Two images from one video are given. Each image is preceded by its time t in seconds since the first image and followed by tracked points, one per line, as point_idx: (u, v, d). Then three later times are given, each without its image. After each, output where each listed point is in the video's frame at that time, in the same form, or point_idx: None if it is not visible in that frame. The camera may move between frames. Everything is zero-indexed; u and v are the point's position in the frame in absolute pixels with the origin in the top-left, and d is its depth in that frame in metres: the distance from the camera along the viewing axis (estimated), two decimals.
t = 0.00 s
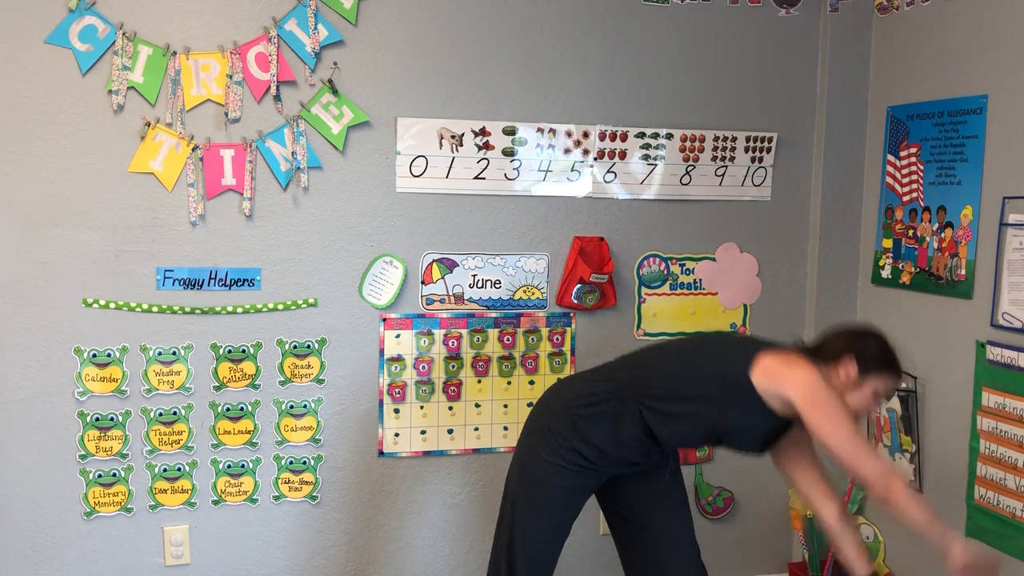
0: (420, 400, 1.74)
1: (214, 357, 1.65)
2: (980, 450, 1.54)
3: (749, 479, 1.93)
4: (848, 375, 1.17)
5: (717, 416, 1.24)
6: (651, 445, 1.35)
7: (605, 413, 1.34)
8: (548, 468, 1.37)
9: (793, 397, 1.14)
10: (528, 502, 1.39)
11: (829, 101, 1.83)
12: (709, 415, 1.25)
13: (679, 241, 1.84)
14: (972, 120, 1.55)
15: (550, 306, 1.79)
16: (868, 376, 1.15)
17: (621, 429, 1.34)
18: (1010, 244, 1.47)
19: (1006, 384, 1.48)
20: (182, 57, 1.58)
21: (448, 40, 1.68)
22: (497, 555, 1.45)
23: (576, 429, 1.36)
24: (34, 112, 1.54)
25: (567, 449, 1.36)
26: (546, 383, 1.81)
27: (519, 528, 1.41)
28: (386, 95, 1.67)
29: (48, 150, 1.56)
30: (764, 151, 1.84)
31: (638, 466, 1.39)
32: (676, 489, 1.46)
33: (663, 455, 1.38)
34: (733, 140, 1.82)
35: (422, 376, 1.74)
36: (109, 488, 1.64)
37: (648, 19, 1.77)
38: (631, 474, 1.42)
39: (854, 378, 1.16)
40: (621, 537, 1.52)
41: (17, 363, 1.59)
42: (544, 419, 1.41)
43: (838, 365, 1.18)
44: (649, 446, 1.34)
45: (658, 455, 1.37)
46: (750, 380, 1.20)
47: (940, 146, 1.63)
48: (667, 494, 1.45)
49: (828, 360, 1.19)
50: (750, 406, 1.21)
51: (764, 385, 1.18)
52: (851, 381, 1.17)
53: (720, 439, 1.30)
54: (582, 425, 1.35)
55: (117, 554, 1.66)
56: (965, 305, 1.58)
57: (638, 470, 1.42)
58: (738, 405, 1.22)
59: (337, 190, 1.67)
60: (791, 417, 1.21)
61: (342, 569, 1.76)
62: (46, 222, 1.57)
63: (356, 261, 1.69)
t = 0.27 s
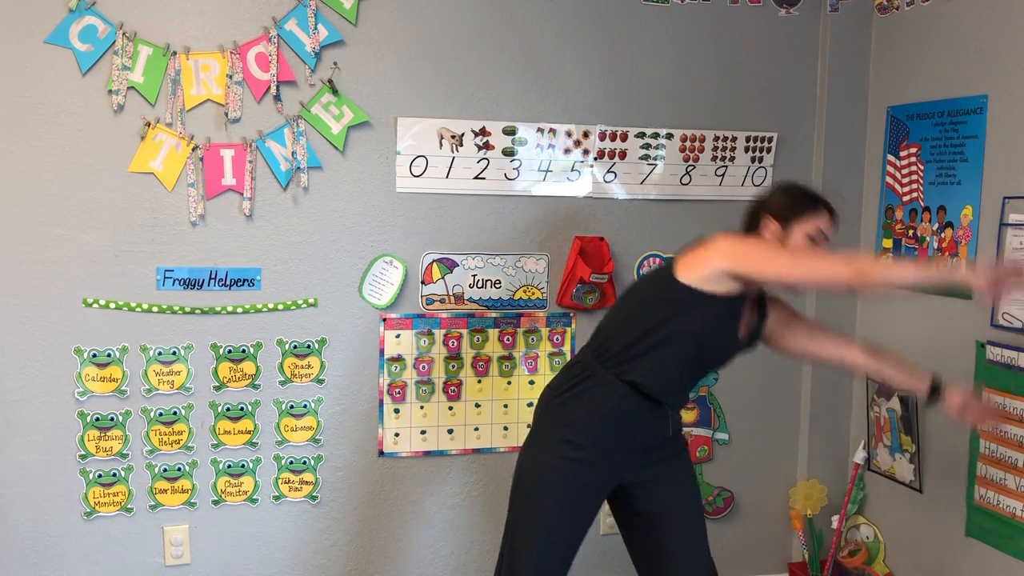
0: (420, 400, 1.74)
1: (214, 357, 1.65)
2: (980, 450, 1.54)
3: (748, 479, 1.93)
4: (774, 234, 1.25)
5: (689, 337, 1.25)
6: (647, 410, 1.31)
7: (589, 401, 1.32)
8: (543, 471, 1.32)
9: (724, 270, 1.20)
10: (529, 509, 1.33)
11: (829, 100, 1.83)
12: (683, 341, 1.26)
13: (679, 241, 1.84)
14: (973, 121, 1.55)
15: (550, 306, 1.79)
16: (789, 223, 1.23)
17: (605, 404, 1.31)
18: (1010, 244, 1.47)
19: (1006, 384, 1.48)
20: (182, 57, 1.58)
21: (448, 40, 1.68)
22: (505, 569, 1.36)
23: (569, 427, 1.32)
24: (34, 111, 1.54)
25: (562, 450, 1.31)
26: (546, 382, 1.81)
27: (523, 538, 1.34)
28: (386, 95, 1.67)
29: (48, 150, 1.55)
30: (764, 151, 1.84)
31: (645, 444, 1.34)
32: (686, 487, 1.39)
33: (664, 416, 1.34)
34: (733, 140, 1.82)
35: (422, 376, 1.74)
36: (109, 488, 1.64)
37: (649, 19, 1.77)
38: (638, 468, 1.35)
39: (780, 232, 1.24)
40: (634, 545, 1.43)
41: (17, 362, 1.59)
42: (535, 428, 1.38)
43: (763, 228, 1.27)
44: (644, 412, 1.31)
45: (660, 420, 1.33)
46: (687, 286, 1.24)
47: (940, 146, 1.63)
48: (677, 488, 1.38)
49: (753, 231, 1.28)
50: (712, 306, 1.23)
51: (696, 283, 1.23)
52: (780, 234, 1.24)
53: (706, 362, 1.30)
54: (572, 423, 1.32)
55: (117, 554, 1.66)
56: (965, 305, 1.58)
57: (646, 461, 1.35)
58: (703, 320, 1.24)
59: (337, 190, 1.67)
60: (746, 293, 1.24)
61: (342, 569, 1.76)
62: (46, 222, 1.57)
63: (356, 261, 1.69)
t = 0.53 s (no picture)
0: (420, 399, 1.74)
1: (214, 357, 1.65)
2: (980, 450, 1.54)
3: (748, 479, 1.93)
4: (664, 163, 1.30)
5: (640, 303, 1.24)
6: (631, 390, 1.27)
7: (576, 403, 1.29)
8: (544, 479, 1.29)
9: (630, 211, 1.22)
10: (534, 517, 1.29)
11: (829, 100, 1.83)
12: (636, 310, 1.24)
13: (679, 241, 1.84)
14: (973, 121, 1.55)
15: (550, 306, 1.79)
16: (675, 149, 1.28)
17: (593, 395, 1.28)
18: (1010, 244, 1.47)
19: (1006, 384, 1.48)
20: (182, 57, 1.58)
21: (448, 40, 1.68)
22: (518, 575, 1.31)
23: (567, 431, 1.29)
24: (33, 111, 1.54)
25: (562, 454, 1.28)
26: (546, 382, 1.81)
27: (533, 546, 1.29)
28: (386, 95, 1.67)
29: (48, 150, 1.55)
30: (764, 151, 1.84)
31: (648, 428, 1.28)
32: (699, 478, 1.31)
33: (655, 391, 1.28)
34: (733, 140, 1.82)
35: (422, 376, 1.74)
36: (109, 488, 1.63)
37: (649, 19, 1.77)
38: (648, 461, 1.29)
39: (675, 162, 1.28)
40: (655, 548, 1.33)
41: (17, 362, 1.59)
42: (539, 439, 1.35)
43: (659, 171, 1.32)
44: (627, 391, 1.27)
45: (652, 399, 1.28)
46: (609, 249, 1.24)
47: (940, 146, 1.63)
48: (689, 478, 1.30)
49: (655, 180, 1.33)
50: (648, 265, 1.23)
51: (612, 240, 1.25)
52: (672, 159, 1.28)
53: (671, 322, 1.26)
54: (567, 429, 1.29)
55: (117, 554, 1.66)
56: (965, 305, 1.58)
57: (652, 453, 1.29)
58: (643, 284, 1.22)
59: (337, 190, 1.67)
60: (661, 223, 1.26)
61: (342, 569, 1.76)
62: (46, 222, 1.57)
63: (356, 260, 1.69)
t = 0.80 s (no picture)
0: (420, 400, 1.74)
1: (214, 357, 1.65)
2: (980, 450, 1.54)
3: (748, 479, 1.93)
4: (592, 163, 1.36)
5: (602, 290, 1.26)
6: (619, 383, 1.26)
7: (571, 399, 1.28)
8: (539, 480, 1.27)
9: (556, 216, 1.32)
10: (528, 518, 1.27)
11: (829, 100, 1.83)
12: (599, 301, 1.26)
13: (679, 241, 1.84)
14: (973, 120, 1.55)
15: (550, 306, 1.79)
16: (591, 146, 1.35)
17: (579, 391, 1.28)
18: (1010, 244, 1.47)
19: (1006, 384, 1.48)
20: (182, 57, 1.58)
21: (448, 40, 1.68)
22: None
23: (559, 429, 1.28)
24: (34, 112, 1.54)
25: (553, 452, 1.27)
26: (546, 383, 1.81)
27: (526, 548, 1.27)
28: (386, 95, 1.67)
29: (48, 150, 1.56)
30: (764, 151, 1.84)
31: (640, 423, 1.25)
32: (694, 475, 1.27)
33: (644, 383, 1.27)
34: (733, 140, 1.82)
35: (422, 376, 1.74)
36: (109, 488, 1.64)
37: (649, 19, 1.77)
38: (642, 458, 1.26)
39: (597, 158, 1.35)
40: (657, 552, 1.27)
41: (17, 362, 1.59)
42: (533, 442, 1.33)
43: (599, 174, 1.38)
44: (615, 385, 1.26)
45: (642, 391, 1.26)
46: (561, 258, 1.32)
47: (940, 146, 1.63)
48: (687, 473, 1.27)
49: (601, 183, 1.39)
50: (598, 258, 1.26)
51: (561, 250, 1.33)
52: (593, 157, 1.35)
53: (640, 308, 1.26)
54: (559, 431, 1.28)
55: (116, 554, 1.66)
56: (965, 305, 1.58)
57: (645, 451, 1.25)
58: (595, 278, 1.25)
59: (337, 190, 1.67)
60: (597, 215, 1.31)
61: (342, 569, 1.76)
62: (46, 222, 1.57)
63: (356, 260, 1.69)
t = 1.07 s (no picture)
0: (420, 400, 1.74)
1: (214, 357, 1.65)
2: (980, 450, 1.54)
3: (749, 479, 1.93)
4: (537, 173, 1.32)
5: (568, 301, 1.27)
6: (602, 388, 1.25)
7: (561, 406, 1.30)
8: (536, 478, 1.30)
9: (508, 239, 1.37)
10: (524, 517, 1.30)
11: (829, 100, 1.83)
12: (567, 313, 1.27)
13: (679, 241, 1.84)
14: (973, 121, 1.55)
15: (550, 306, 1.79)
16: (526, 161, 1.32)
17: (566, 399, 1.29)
18: (1010, 244, 1.47)
19: (1006, 384, 1.48)
20: (182, 57, 1.58)
21: (448, 40, 1.68)
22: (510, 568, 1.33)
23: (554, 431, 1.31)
24: (33, 112, 1.54)
25: (548, 451, 1.30)
26: (546, 382, 1.81)
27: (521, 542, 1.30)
28: (387, 95, 1.67)
29: (48, 150, 1.55)
30: (764, 151, 1.84)
31: (627, 427, 1.24)
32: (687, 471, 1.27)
33: (629, 386, 1.25)
34: (733, 140, 1.82)
35: (422, 376, 1.74)
36: (109, 488, 1.63)
37: (649, 19, 1.77)
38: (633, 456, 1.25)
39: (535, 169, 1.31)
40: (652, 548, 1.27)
41: (18, 362, 1.59)
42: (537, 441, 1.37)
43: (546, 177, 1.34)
44: (598, 391, 1.26)
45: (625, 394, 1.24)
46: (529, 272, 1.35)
47: (940, 146, 1.63)
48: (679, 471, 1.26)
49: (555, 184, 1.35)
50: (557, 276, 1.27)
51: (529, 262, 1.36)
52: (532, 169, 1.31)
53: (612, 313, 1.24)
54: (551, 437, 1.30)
55: (116, 554, 1.66)
56: (965, 305, 1.58)
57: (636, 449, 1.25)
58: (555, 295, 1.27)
59: (337, 190, 1.67)
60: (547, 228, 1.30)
61: (343, 569, 1.76)
62: (46, 222, 1.57)
63: (356, 261, 1.69)
